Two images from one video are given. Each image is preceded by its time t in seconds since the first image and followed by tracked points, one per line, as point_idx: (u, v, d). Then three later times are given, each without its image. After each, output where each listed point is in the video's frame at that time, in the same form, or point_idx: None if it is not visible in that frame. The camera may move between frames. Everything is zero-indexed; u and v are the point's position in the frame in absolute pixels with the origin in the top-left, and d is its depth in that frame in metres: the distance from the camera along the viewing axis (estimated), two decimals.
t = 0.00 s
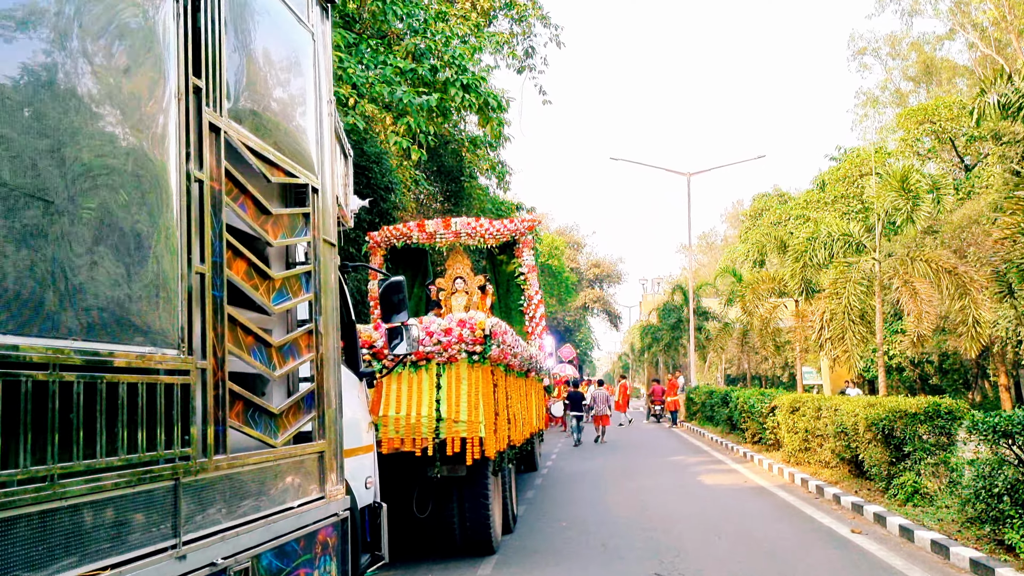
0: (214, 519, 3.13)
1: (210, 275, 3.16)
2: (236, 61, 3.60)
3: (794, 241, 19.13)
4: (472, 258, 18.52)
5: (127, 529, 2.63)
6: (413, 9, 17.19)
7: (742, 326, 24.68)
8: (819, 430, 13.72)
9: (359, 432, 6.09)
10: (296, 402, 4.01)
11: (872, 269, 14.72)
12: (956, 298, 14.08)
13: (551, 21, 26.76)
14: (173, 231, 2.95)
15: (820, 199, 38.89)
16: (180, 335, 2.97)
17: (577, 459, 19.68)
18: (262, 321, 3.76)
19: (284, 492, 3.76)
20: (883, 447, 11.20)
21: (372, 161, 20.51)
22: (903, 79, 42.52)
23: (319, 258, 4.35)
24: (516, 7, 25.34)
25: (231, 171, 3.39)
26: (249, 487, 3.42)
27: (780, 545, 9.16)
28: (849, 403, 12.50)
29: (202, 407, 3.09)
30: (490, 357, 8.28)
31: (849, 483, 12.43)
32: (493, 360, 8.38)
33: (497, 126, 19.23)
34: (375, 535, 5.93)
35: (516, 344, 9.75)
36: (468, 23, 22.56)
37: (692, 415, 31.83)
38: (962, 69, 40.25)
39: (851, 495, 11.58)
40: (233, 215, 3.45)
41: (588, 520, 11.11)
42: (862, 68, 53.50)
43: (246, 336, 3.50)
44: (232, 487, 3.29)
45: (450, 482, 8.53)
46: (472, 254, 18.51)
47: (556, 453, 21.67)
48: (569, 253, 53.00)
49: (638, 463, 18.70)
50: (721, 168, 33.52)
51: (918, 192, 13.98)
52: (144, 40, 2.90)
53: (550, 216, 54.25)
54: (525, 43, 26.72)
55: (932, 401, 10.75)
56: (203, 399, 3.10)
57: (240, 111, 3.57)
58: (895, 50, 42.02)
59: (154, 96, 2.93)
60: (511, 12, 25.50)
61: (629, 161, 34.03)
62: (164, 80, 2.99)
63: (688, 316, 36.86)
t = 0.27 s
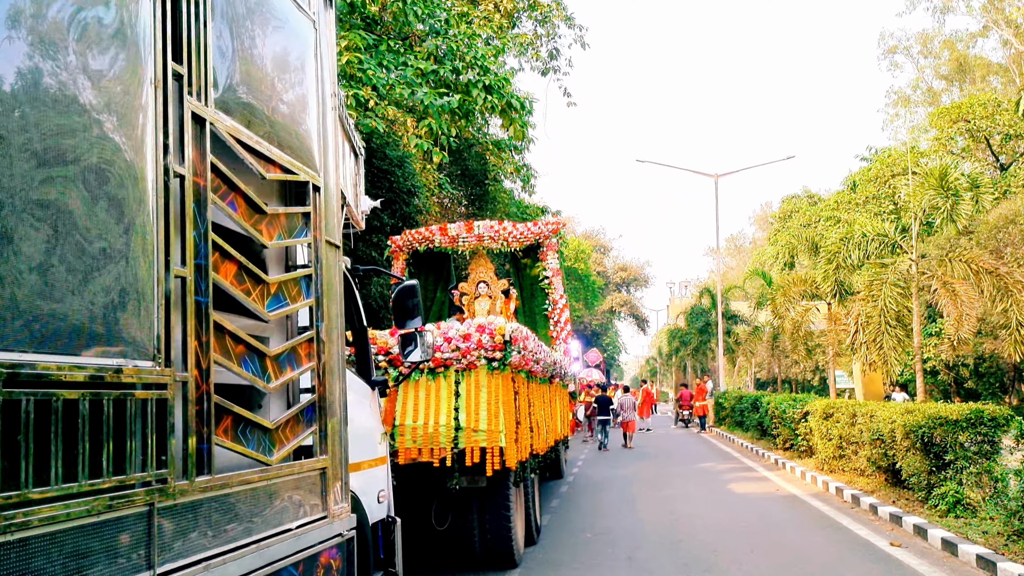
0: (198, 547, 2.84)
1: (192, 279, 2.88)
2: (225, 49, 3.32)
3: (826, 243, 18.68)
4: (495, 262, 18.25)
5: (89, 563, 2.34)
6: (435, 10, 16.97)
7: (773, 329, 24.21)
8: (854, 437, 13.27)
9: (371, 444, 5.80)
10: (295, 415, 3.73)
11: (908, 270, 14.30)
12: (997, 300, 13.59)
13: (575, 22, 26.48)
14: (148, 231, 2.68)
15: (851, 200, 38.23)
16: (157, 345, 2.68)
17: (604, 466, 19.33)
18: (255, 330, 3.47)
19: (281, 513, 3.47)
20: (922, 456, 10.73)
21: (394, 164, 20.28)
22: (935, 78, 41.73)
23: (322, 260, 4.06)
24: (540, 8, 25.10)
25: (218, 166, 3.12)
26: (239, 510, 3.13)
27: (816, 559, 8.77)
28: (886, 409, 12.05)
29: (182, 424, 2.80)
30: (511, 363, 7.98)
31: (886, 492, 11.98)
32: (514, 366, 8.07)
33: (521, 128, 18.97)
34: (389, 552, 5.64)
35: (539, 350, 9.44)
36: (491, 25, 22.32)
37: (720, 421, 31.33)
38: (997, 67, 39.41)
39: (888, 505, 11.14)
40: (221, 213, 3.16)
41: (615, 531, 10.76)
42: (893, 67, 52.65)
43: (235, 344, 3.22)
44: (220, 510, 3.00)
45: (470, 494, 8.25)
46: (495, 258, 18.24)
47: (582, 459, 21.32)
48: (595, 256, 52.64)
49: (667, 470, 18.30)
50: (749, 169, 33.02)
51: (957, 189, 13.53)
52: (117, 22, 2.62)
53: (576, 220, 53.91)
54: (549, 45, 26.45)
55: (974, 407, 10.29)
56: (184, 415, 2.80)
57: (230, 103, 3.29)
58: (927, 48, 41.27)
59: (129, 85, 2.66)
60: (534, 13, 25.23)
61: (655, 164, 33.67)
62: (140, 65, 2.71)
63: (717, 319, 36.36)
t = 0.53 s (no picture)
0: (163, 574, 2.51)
1: (156, 271, 2.56)
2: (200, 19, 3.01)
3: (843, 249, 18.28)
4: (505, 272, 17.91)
5: None
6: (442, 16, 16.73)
7: (788, 339, 23.78)
8: (876, 448, 12.86)
9: (371, 457, 5.46)
10: (281, 424, 3.40)
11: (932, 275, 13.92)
12: None
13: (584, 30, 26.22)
14: (102, 214, 2.38)
15: (865, 209, 37.77)
16: (112, 341, 2.36)
17: (618, 480, 18.93)
18: (235, 331, 3.15)
19: (263, 534, 3.14)
20: (949, 469, 10.30)
21: (402, 174, 19.93)
22: (949, 86, 41.25)
23: (312, 255, 3.74)
24: (549, 16, 24.85)
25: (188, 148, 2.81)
26: (214, 530, 2.80)
27: None
28: (910, 420, 11.64)
29: (144, 435, 2.48)
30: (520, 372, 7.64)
31: (912, 506, 11.55)
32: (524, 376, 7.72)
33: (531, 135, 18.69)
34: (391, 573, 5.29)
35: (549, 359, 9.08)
36: (500, 33, 22.07)
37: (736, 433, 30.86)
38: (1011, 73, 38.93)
39: (914, 519, 10.72)
40: (192, 201, 2.86)
41: (631, 548, 10.37)
42: (905, 75, 52.22)
43: (211, 346, 2.91)
44: (191, 531, 2.67)
45: (479, 510, 7.91)
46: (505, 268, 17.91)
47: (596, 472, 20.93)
48: (606, 267, 52.28)
49: (682, 483, 17.89)
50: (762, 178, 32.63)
51: (983, 190, 13.10)
52: None
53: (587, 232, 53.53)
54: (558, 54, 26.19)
55: (1003, 417, 9.87)
56: (145, 424, 2.48)
57: (205, 78, 2.98)
58: (940, 55, 40.84)
59: (83, 52, 2.37)
60: (543, 20, 24.98)
61: (666, 173, 33.34)
62: (93, 28, 2.41)
63: (730, 330, 35.89)
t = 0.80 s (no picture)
0: None
1: (120, 274, 2.27)
2: None
3: (863, 261, 17.89)
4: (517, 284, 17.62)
5: None
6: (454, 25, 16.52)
7: (806, 352, 23.36)
8: (900, 466, 12.45)
9: (374, 476, 5.15)
10: (269, 445, 3.10)
11: (958, 286, 13.59)
12: None
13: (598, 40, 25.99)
14: (56, 203, 2.10)
15: (881, 221, 37.31)
16: (63, 354, 2.08)
17: (632, 496, 18.54)
18: (217, 342, 2.86)
19: (246, 566, 2.83)
20: (979, 487, 9.89)
21: (415, 184, 19.91)
22: (965, 97, 40.80)
23: (306, 260, 3.45)
24: (562, 25, 24.61)
25: (162, 138, 2.53)
26: (188, 565, 2.50)
27: None
28: (937, 437, 11.23)
29: (102, 460, 2.19)
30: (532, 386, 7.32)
31: (939, 526, 11.11)
32: (536, 390, 7.40)
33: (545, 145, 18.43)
34: None
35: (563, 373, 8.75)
36: (512, 43, 21.86)
37: (751, 448, 30.39)
38: None
39: (942, 540, 10.31)
40: (167, 197, 2.57)
41: (647, 568, 10.00)
42: (921, 86, 51.78)
43: (188, 359, 2.62)
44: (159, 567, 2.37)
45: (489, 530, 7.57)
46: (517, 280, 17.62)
47: (610, 487, 20.55)
48: (620, 280, 51.92)
49: (699, 499, 17.49)
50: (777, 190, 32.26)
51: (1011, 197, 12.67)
52: None
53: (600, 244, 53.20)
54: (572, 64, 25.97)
55: None
56: (104, 448, 2.19)
57: (187, 63, 2.71)
58: (956, 66, 40.43)
59: (43, 31, 2.12)
60: (556, 31, 24.76)
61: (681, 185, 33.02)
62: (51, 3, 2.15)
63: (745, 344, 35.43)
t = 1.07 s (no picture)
0: None
1: (41, 252, 1.98)
2: None
3: (869, 269, 17.57)
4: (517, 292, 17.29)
5: None
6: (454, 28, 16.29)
7: (810, 362, 23.03)
8: (909, 477, 12.10)
9: (360, 488, 4.82)
10: (229, 451, 2.79)
11: (970, 292, 13.39)
12: None
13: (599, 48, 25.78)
14: None
15: (885, 231, 37.02)
16: None
17: (634, 508, 18.18)
18: (168, 336, 2.55)
19: None
20: (993, 501, 9.53)
21: (414, 192, 19.63)
22: (968, 107, 40.59)
23: (276, 248, 3.14)
24: (562, 32, 24.36)
25: (99, 101, 2.24)
26: None
27: None
28: (948, 447, 10.89)
29: (15, 466, 1.88)
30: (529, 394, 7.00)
31: (952, 540, 10.73)
32: (533, 397, 7.09)
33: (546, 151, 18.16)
34: None
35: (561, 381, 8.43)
36: (513, 49, 21.61)
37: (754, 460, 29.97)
38: None
39: (954, 555, 9.95)
40: (105, 169, 2.27)
41: None
42: (924, 96, 51.56)
43: (130, 353, 2.30)
44: None
45: (484, 543, 7.26)
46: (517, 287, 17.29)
47: (611, 500, 20.15)
48: (621, 291, 51.55)
49: (702, 512, 17.10)
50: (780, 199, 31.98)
51: None
52: None
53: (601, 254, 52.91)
54: (573, 72, 25.74)
55: None
56: (17, 453, 1.89)
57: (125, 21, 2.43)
58: (958, 76, 40.22)
59: None
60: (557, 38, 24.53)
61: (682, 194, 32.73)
62: None
63: (748, 354, 35.08)
